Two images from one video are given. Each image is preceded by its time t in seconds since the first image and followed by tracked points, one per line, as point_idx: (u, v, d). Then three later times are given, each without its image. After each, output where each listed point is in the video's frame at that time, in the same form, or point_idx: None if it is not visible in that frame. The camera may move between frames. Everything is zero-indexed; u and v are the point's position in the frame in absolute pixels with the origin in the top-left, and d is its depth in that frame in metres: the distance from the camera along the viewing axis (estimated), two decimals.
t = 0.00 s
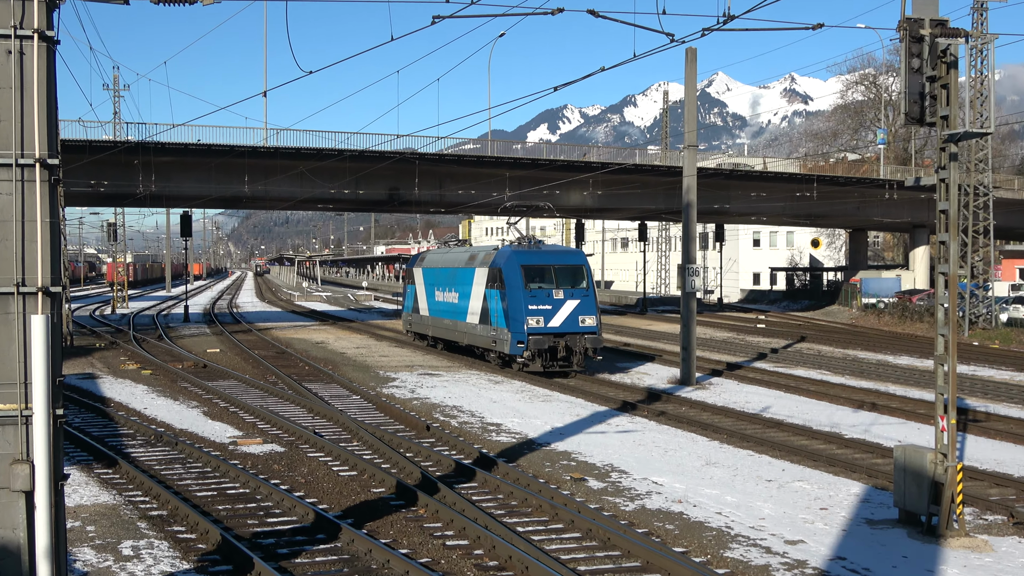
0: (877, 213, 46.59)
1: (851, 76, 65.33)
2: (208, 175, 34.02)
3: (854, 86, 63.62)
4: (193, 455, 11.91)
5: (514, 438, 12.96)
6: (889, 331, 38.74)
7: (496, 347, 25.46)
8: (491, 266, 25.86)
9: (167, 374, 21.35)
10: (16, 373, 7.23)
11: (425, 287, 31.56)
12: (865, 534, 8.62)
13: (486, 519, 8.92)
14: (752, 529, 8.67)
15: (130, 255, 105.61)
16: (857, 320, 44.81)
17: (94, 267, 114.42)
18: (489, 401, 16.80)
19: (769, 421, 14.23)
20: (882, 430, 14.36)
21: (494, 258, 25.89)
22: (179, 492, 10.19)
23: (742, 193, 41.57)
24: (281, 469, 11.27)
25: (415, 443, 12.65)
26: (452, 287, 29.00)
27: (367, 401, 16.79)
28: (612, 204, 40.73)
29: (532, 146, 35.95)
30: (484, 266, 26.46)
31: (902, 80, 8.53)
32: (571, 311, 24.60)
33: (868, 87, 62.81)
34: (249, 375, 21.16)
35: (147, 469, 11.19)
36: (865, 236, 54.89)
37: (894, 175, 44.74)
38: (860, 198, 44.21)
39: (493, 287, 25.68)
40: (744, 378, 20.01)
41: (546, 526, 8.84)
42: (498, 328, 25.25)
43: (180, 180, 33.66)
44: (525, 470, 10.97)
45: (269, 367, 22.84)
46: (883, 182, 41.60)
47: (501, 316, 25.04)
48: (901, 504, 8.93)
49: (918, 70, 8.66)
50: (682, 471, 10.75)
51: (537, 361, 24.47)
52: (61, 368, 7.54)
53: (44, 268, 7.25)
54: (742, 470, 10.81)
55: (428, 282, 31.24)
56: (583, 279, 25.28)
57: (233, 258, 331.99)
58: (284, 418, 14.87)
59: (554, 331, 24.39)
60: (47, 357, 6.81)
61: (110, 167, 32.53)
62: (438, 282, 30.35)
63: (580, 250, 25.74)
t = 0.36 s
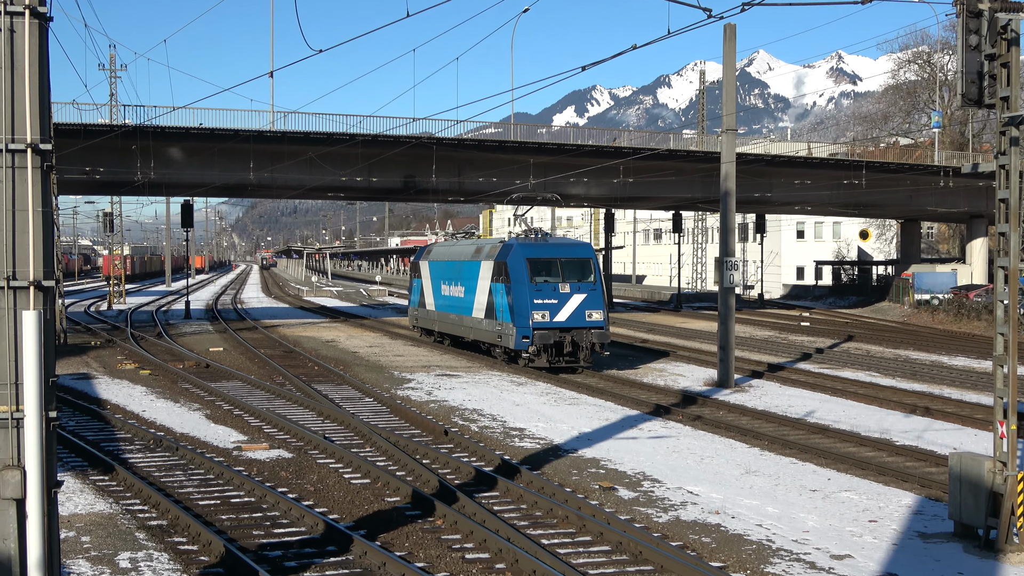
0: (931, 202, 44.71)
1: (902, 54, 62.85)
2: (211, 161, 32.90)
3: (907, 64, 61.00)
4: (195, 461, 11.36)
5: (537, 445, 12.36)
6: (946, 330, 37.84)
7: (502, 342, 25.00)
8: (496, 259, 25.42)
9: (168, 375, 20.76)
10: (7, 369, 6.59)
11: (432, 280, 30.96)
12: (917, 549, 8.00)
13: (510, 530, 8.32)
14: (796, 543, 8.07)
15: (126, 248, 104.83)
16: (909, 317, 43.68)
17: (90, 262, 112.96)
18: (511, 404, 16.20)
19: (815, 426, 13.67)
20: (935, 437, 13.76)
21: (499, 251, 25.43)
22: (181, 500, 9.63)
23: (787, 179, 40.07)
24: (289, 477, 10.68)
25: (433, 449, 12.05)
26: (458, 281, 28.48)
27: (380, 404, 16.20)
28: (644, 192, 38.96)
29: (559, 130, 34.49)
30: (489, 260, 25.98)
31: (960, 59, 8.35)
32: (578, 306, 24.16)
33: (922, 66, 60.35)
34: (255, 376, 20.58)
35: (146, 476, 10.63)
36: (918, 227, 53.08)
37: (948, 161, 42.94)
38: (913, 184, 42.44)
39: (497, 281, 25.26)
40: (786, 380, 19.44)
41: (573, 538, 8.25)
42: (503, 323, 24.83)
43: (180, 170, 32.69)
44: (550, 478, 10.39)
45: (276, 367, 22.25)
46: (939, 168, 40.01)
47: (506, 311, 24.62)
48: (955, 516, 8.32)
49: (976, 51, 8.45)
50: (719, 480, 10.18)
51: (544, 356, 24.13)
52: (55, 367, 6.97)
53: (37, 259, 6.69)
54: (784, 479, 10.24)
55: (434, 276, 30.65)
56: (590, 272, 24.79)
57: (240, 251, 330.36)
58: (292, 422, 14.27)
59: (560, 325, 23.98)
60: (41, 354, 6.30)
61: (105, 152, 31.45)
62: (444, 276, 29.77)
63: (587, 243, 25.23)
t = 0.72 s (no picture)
0: (987, 186, 42.84)
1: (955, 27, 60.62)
2: (214, 142, 32.37)
3: (961, 38, 58.84)
4: (198, 462, 10.87)
5: (562, 445, 11.86)
6: (1002, 323, 36.66)
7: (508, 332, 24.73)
8: (501, 247, 25.00)
9: (170, 371, 20.26)
10: None
11: (439, 268, 30.42)
12: (974, 558, 7.46)
13: (535, 537, 7.80)
14: (842, 551, 7.54)
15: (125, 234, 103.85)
16: (964, 309, 42.41)
17: (85, 248, 111.79)
18: (536, 402, 15.66)
19: (861, 426, 13.20)
20: (990, 438, 13.25)
21: (504, 238, 25.02)
22: (184, 504, 9.15)
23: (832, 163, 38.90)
24: (299, 480, 10.19)
25: (451, 449, 11.54)
26: (464, 270, 28.03)
27: (395, 402, 15.71)
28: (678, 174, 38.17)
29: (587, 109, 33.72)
30: (495, 248, 25.55)
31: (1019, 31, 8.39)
32: (585, 295, 23.86)
33: (977, 41, 58.14)
34: (261, 372, 20.08)
35: (147, 478, 10.15)
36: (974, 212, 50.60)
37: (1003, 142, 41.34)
38: (967, 165, 40.92)
39: (503, 269, 24.87)
40: (830, 376, 18.87)
41: (602, 546, 7.73)
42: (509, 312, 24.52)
43: (181, 154, 32.13)
44: (576, 481, 9.90)
45: (282, 363, 21.71)
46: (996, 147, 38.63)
47: (512, 299, 24.30)
48: (1015, 523, 7.76)
49: None
50: (758, 484, 9.67)
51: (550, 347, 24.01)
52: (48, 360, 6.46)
53: (29, 247, 6.17)
54: (828, 483, 9.73)
55: (442, 264, 30.11)
56: (598, 260, 24.44)
57: (254, 241, 329.06)
58: (301, 421, 13.75)
59: (567, 315, 23.67)
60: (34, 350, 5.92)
61: (101, 133, 30.99)
62: (451, 264, 29.24)
63: (595, 231, 24.85)
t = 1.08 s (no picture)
0: None
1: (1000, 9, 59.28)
2: (212, 130, 31.90)
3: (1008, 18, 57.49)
4: (195, 470, 10.39)
5: (583, 453, 11.44)
6: None
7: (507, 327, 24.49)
8: (501, 241, 24.75)
9: (166, 373, 19.77)
10: None
11: (440, 262, 29.95)
12: None
13: (554, 550, 7.34)
14: (883, 565, 7.12)
15: (115, 227, 102.92)
16: (1012, 308, 41.48)
17: (73, 242, 111.18)
18: (555, 406, 15.20)
19: (902, 432, 12.99)
20: None
21: (503, 233, 24.80)
22: (180, 515, 8.69)
23: (872, 146, 38.03)
24: (303, 490, 9.70)
25: (464, 457, 11.08)
26: (465, 264, 27.65)
27: (405, 406, 15.28)
28: (707, 161, 37.21)
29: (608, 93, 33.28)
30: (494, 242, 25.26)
31: None
32: (586, 289, 23.65)
33: None
34: (262, 374, 19.58)
35: (139, 488, 9.68)
36: None
37: None
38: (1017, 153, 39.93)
39: (502, 263, 24.68)
40: (870, 378, 18.49)
41: (625, 559, 7.28)
42: (508, 306, 24.34)
43: (177, 140, 31.65)
44: (599, 491, 9.52)
45: (284, 364, 21.20)
46: None
47: (511, 294, 24.13)
48: None
49: None
50: (794, 495, 9.38)
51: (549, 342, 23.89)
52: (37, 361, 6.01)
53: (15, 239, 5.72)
54: (868, 493, 9.57)
55: (443, 258, 29.66)
56: (599, 253, 24.19)
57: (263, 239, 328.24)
58: (304, 426, 13.26)
59: (567, 309, 23.47)
60: (21, 353, 5.56)
61: (90, 120, 30.70)
62: (452, 258, 28.78)
63: (596, 223, 24.61)
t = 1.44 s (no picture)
0: None
1: None
2: (204, 120, 31.51)
3: None
4: (184, 481, 9.95)
5: (598, 462, 11.07)
6: None
7: (499, 326, 24.23)
8: (493, 237, 24.43)
9: (153, 377, 19.30)
10: None
11: (433, 257, 29.49)
12: None
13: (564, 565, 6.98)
14: None
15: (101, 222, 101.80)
16: None
17: (54, 237, 110.04)
18: (567, 413, 14.76)
19: (939, 441, 12.63)
20: None
21: (496, 228, 24.47)
22: (169, 528, 8.28)
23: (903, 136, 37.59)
24: (300, 502, 9.25)
25: (471, 467, 10.64)
26: (458, 261, 27.30)
27: (409, 412, 14.86)
28: (729, 152, 36.68)
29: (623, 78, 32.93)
30: (486, 237, 24.96)
31: None
32: (578, 286, 23.46)
33: None
34: (255, 378, 19.11)
35: (125, 499, 9.25)
36: None
37: None
38: None
39: (493, 259, 24.39)
40: (903, 385, 18.07)
41: None
42: (499, 304, 24.10)
43: (165, 131, 31.25)
44: (616, 504, 9.25)
45: (278, 369, 20.71)
46: None
47: (501, 291, 23.89)
48: None
49: None
50: (822, 506, 9.29)
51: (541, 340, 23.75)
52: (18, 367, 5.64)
53: None
54: (900, 504, 9.42)
55: (436, 254, 29.20)
56: (592, 249, 23.94)
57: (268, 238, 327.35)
58: (300, 434, 12.79)
59: (559, 307, 23.29)
60: None
61: (73, 109, 30.25)
62: (445, 254, 28.35)
63: (589, 219, 24.34)
